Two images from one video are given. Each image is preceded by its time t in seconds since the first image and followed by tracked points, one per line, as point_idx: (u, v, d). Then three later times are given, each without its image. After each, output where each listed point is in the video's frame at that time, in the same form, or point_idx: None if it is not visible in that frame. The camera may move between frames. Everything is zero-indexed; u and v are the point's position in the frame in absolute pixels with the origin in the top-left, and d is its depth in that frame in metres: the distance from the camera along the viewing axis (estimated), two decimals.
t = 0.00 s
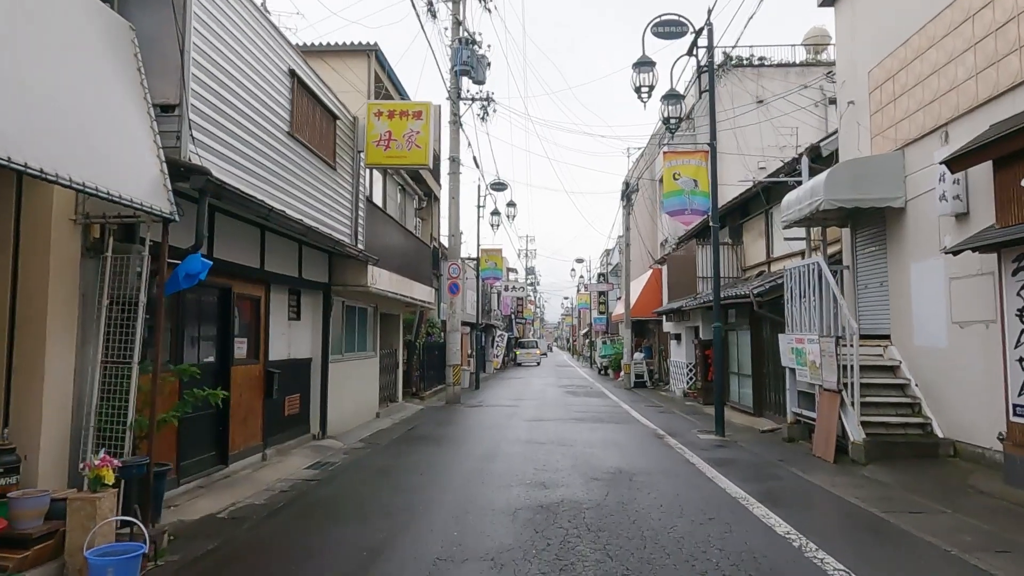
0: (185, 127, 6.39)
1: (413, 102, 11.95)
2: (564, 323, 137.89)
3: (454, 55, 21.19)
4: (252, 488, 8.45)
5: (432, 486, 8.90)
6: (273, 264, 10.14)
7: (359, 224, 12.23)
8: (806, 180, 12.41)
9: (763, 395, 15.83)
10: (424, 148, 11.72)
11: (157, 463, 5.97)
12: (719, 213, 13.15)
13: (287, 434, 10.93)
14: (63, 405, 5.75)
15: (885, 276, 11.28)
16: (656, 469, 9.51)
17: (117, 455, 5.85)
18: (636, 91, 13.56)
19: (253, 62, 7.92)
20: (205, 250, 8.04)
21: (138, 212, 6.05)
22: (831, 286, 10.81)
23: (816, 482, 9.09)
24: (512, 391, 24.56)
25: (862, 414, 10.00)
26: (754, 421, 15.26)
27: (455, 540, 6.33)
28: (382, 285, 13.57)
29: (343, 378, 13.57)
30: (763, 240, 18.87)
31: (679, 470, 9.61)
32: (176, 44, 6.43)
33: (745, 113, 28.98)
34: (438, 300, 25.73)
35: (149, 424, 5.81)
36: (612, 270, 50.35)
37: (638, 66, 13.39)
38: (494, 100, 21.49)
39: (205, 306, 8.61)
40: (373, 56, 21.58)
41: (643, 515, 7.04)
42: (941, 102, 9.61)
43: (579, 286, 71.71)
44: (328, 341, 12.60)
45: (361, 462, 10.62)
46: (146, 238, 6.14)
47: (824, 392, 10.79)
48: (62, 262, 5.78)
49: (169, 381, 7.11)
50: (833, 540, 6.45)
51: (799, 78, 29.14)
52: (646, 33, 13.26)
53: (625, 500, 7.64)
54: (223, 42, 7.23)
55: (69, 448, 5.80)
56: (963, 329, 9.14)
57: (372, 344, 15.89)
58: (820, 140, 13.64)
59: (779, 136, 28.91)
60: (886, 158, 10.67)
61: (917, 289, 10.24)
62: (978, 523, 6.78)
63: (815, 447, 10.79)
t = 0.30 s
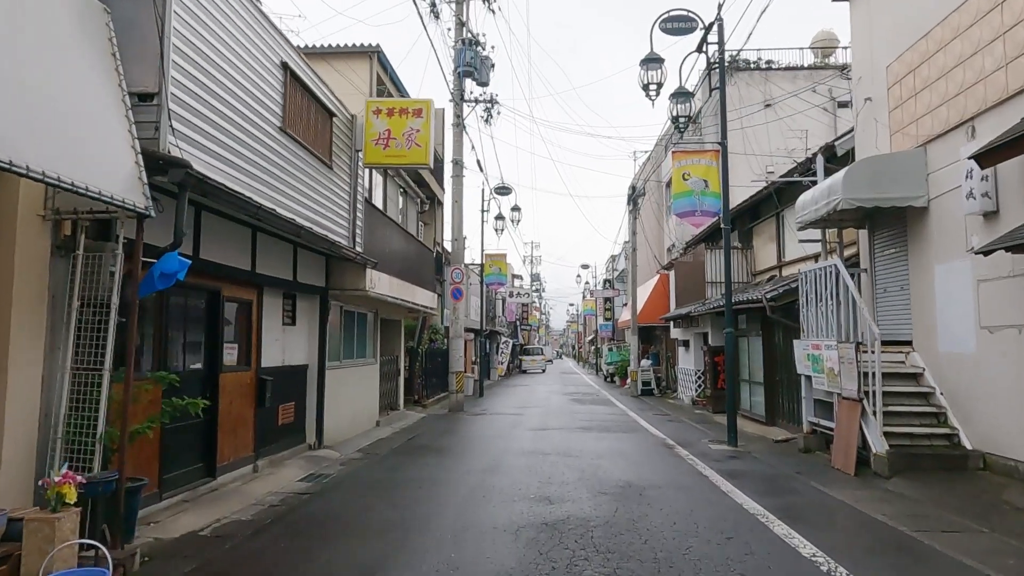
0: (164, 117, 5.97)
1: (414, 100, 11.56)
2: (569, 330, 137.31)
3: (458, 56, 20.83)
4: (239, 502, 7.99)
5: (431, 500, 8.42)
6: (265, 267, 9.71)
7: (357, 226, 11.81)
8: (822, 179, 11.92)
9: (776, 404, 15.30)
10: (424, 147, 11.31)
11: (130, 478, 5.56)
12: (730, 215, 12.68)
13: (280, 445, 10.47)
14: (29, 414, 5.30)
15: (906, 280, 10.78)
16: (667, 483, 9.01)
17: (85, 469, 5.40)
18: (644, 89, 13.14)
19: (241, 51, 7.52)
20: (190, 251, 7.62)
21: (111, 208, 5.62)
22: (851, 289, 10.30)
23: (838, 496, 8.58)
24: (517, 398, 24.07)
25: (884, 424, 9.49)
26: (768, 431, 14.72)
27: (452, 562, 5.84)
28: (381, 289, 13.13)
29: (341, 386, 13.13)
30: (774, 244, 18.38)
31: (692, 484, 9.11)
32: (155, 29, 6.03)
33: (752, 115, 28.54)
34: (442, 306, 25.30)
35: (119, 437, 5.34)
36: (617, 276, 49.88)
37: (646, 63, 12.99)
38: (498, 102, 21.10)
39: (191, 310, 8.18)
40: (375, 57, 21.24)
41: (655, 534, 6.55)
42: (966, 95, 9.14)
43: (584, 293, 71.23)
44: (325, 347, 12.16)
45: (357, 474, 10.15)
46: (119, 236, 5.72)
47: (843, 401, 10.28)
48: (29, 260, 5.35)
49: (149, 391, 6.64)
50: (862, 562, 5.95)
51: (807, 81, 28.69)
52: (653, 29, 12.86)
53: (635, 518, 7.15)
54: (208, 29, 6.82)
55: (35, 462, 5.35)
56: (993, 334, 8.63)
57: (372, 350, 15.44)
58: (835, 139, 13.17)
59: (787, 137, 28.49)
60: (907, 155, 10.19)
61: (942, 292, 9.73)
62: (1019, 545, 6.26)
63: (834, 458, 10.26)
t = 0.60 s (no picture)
0: (141, 109, 5.55)
1: (414, 99, 11.18)
2: (575, 337, 136.68)
3: (461, 58, 20.47)
4: (227, 519, 7.55)
5: (430, 518, 7.95)
6: (258, 270, 9.29)
7: (355, 229, 11.38)
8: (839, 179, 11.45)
9: (790, 413, 14.79)
10: (425, 147, 10.93)
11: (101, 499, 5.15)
12: (742, 217, 12.21)
13: (275, 457, 10.03)
14: None
15: (929, 284, 10.28)
16: (680, 498, 8.53)
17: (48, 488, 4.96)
18: (652, 87, 12.71)
19: (229, 42, 7.10)
20: (174, 254, 7.21)
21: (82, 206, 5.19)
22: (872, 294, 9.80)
23: (862, 513, 8.08)
24: (522, 406, 23.60)
25: (909, 436, 8.99)
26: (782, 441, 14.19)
27: None
28: (381, 294, 12.70)
29: (339, 395, 12.70)
30: (786, 248, 17.90)
31: (706, 499, 8.63)
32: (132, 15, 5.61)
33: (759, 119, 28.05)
34: (445, 312, 24.90)
35: (88, 454, 4.90)
36: (624, 282, 49.36)
37: (655, 61, 12.57)
38: (502, 104, 20.71)
39: (177, 317, 7.76)
40: (378, 59, 20.90)
41: (669, 558, 6.06)
42: (995, 88, 8.67)
43: (590, 299, 70.71)
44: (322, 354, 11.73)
45: (354, 488, 9.70)
46: (90, 236, 5.31)
47: (864, 411, 9.78)
48: None
49: (125, 402, 6.23)
50: None
51: (815, 84, 28.21)
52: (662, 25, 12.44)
53: (647, 539, 6.67)
54: (192, 17, 6.40)
55: None
56: None
57: (373, 358, 14.99)
58: (850, 138, 12.69)
59: (795, 141, 27.95)
60: (931, 153, 9.71)
61: (969, 297, 9.24)
62: None
63: (855, 472, 9.75)
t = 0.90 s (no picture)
0: (114, 91, 5.12)
1: (415, 91, 10.74)
2: (582, 340, 136.07)
3: (466, 55, 20.05)
4: (214, 532, 7.10)
5: (431, 531, 7.48)
6: (250, 270, 8.86)
7: (354, 227, 10.94)
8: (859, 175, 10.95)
9: (807, 418, 14.24)
10: (426, 142, 10.48)
11: (67, 516, 4.71)
12: (758, 215, 11.71)
13: (269, 465, 9.59)
14: None
15: (957, 283, 9.75)
16: (697, 511, 8.03)
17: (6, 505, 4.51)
18: (663, 80, 12.25)
19: (216, 25, 6.69)
20: (158, 251, 6.79)
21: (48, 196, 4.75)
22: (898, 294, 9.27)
23: (892, 527, 7.56)
24: (529, 411, 23.11)
25: (939, 445, 8.47)
26: (798, 448, 13.66)
27: None
28: (382, 296, 12.27)
29: (339, 400, 12.25)
30: (800, 248, 17.37)
31: (724, 512, 8.12)
32: None
33: (769, 119, 27.55)
34: (450, 314, 24.46)
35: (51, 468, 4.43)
36: (631, 285, 48.85)
37: (666, 52, 12.11)
38: (508, 102, 20.27)
39: (163, 318, 7.33)
40: (381, 57, 20.52)
41: None
42: None
43: (597, 302, 70.20)
44: (321, 358, 11.29)
45: (353, 498, 9.24)
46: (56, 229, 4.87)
47: (889, 418, 9.25)
48: None
49: (97, 408, 5.80)
50: None
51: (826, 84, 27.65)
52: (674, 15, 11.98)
53: (663, 557, 6.18)
54: None
55: None
56: None
57: (374, 361, 14.54)
58: (870, 132, 12.17)
59: (805, 142, 27.44)
60: (959, 145, 9.21)
61: (1002, 296, 8.71)
62: None
63: (880, 482, 9.23)
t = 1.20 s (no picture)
0: (84, 71, 4.72)
1: (416, 84, 10.37)
2: (589, 344, 135.37)
3: (470, 52, 19.68)
4: (200, 545, 6.67)
5: (431, 543, 7.04)
6: (242, 268, 8.45)
7: (354, 224, 10.52)
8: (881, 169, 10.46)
9: (824, 423, 13.74)
10: (428, 135, 10.08)
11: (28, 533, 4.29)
12: (773, 212, 11.24)
13: (263, 473, 9.17)
14: None
15: (986, 282, 9.26)
16: (713, 523, 7.56)
17: None
18: (674, 72, 11.80)
19: (201, 6, 6.29)
20: (140, 246, 6.40)
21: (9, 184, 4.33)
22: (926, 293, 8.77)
23: (923, 541, 7.07)
24: (536, 415, 22.65)
25: (971, 453, 7.99)
26: (815, 454, 13.15)
27: None
28: (383, 297, 11.85)
29: (339, 404, 11.84)
30: (815, 248, 16.88)
31: (742, 524, 7.65)
32: None
33: (779, 119, 27.08)
34: (455, 317, 24.05)
35: (8, 480, 3.99)
36: (638, 287, 48.29)
37: (677, 44, 11.68)
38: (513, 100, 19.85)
39: (147, 319, 6.93)
40: (384, 55, 20.17)
41: None
42: None
43: (605, 306, 69.71)
44: (319, 361, 10.87)
45: (351, 508, 8.82)
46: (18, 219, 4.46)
47: (916, 424, 8.76)
48: None
49: (66, 413, 5.36)
50: None
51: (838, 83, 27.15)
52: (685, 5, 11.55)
53: None
54: None
55: None
56: None
57: (376, 365, 14.13)
58: (890, 126, 11.69)
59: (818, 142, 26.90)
60: (990, 136, 8.69)
61: None
62: None
63: (906, 493, 8.73)
